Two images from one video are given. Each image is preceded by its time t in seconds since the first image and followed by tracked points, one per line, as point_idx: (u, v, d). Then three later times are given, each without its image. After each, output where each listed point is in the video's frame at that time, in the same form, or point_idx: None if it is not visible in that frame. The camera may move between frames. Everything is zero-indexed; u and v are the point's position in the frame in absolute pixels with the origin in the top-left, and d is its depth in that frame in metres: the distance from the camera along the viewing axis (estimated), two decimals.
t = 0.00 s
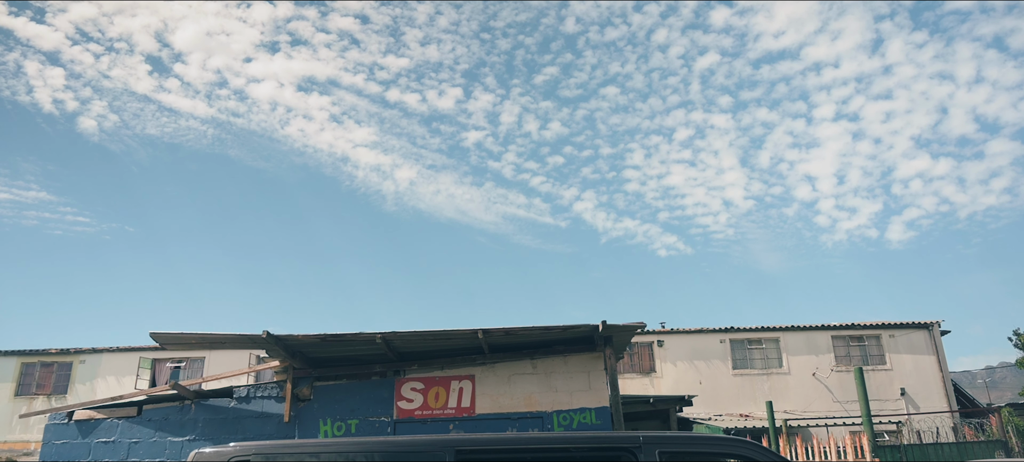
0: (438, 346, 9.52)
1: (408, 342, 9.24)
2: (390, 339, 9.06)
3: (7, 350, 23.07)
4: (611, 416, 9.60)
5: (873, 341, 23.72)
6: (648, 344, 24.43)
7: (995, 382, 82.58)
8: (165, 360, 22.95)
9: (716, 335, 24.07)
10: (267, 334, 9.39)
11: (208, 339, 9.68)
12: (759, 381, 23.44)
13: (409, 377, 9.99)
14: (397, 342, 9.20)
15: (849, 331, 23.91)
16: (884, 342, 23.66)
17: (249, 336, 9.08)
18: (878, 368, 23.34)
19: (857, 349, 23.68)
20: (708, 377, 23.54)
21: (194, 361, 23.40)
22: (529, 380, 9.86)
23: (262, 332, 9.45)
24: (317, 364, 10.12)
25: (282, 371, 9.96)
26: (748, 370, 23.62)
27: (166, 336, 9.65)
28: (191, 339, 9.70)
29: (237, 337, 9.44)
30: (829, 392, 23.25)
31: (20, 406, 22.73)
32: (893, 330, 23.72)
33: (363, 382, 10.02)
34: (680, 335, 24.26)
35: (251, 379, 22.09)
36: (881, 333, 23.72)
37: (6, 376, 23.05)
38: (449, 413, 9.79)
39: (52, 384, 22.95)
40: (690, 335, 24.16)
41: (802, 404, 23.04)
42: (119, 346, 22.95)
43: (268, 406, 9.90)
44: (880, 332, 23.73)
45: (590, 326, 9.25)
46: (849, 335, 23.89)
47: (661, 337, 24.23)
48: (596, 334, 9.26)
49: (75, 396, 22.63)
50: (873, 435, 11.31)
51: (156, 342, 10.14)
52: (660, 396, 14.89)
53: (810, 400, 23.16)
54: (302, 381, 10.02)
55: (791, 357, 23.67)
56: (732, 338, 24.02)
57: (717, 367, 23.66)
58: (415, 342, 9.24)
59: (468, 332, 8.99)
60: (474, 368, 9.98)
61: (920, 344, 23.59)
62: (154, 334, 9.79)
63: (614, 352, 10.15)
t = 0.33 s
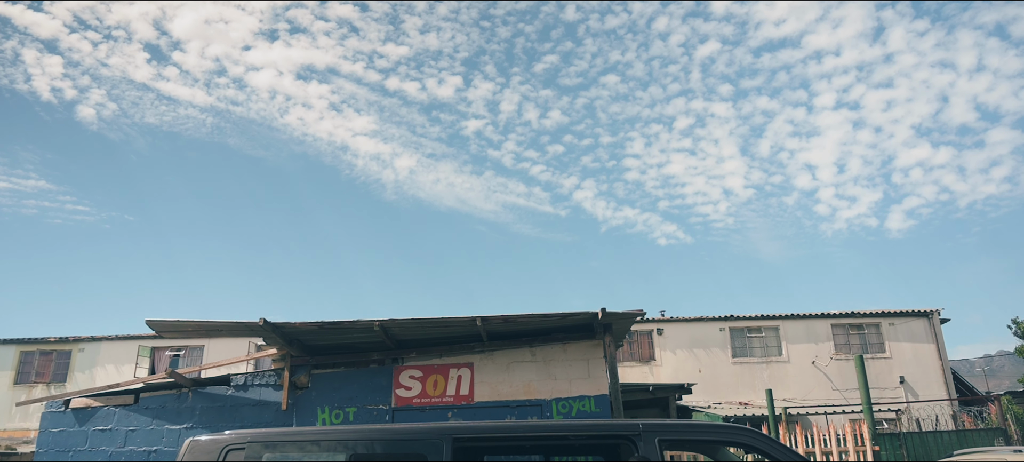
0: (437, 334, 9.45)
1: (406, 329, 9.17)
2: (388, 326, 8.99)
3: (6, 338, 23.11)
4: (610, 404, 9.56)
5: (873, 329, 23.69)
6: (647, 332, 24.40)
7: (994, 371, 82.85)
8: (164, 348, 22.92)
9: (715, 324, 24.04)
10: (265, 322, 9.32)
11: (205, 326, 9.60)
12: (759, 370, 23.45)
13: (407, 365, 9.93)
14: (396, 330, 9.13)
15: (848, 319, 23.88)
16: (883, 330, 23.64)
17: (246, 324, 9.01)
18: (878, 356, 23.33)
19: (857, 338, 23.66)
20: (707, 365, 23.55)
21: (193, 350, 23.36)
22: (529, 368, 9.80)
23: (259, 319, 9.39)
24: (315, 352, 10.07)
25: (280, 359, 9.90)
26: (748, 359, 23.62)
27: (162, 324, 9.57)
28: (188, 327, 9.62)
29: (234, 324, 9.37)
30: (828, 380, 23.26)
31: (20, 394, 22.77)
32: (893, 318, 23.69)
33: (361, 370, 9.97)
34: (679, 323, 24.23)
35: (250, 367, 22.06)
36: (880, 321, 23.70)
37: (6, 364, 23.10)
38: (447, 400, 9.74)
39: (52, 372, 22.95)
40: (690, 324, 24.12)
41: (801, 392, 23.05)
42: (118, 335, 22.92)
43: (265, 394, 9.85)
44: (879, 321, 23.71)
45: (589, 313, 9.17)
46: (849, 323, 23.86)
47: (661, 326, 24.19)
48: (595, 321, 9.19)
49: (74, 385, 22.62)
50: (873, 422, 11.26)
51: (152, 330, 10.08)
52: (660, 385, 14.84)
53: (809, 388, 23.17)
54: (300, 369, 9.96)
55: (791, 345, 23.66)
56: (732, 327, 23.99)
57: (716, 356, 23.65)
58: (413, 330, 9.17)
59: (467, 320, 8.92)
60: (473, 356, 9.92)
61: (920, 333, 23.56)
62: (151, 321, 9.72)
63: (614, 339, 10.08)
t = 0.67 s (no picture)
0: (436, 322, 9.38)
1: (405, 317, 9.10)
2: (387, 314, 8.92)
3: (6, 327, 23.14)
4: (610, 391, 9.52)
5: (873, 318, 23.66)
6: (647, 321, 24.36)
7: (993, 360, 83.04)
8: (164, 337, 22.89)
9: (716, 312, 23.99)
10: (262, 310, 9.25)
11: (202, 314, 9.54)
12: (759, 358, 23.44)
13: (406, 353, 9.88)
14: (394, 318, 9.06)
15: (848, 308, 23.84)
16: (884, 319, 23.61)
17: (243, 312, 8.94)
18: (878, 345, 23.33)
19: (857, 326, 23.63)
20: (707, 354, 23.53)
21: (193, 338, 23.33)
22: (528, 356, 9.75)
23: (257, 307, 9.32)
24: (313, 340, 10.01)
25: (278, 347, 9.85)
26: (748, 347, 23.61)
27: (159, 312, 9.50)
28: (185, 315, 9.55)
29: (231, 312, 9.30)
30: (828, 369, 23.26)
31: (20, 382, 22.79)
32: (893, 306, 23.66)
33: (360, 358, 9.92)
34: (679, 312, 24.18)
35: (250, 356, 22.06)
36: (880, 309, 23.66)
37: (6, 353, 23.15)
38: (446, 389, 9.70)
39: (52, 361, 22.96)
40: (690, 312, 24.07)
41: (801, 381, 23.06)
42: (118, 323, 22.89)
43: (264, 382, 9.81)
44: (879, 309, 23.68)
45: (589, 301, 9.09)
46: (849, 312, 23.83)
47: (661, 314, 24.14)
48: (595, 309, 9.11)
49: (74, 373, 22.63)
50: (874, 410, 11.22)
51: (150, 318, 10.02)
52: (660, 374, 14.79)
53: (809, 376, 23.18)
54: (298, 357, 9.91)
55: (791, 334, 23.63)
56: (732, 315, 23.96)
57: (716, 344, 23.62)
58: (412, 317, 9.10)
59: (466, 308, 8.86)
60: (472, 344, 9.87)
61: (920, 321, 23.53)
62: (148, 309, 9.65)
63: (614, 327, 10.01)
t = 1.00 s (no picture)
0: (435, 309, 9.31)
1: (404, 304, 9.03)
2: (386, 301, 8.84)
3: (5, 316, 23.16)
4: (610, 379, 9.48)
5: (873, 306, 23.63)
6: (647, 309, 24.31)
7: (991, 349, 83.21)
8: (163, 325, 22.86)
9: (715, 301, 23.95)
10: (260, 297, 9.17)
11: (200, 301, 9.47)
12: (758, 347, 23.43)
13: (405, 340, 9.82)
14: (393, 305, 8.99)
15: (848, 296, 23.80)
16: (883, 307, 23.58)
17: (241, 298, 8.86)
18: (877, 334, 23.32)
19: (857, 315, 23.59)
20: (707, 342, 23.52)
21: (192, 327, 23.30)
22: (528, 344, 9.70)
23: (255, 294, 9.24)
24: (311, 328, 9.94)
25: (276, 334, 9.79)
26: (747, 336, 23.59)
27: (156, 299, 9.43)
28: (182, 302, 9.48)
29: (229, 299, 9.22)
30: (828, 357, 23.26)
31: (20, 371, 22.84)
32: (893, 295, 23.62)
33: (358, 346, 9.86)
34: (679, 300, 24.13)
35: (249, 343, 22.07)
36: (880, 298, 23.62)
37: (5, 341, 23.21)
38: (445, 376, 9.65)
39: (51, 349, 22.97)
40: (690, 301, 24.03)
41: (801, 370, 23.07)
42: (117, 312, 22.86)
43: (262, 369, 9.77)
44: (879, 298, 23.64)
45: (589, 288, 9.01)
46: (849, 300, 23.78)
47: (661, 303, 24.09)
48: (595, 297, 9.04)
49: (74, 362, 22.64)
50: (874, 399, 11.17)
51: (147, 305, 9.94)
52: (659, 362, 14.74)
53: (809, 365, 23.18)
54: (296, 344, 9.85)
55: (791, 322, 23.61)
56: (732, 304, 23.92)
57: (716, 333, 23.61)
58: (410, 305, 9.03)
59: (465, 295, 8.79)
60: (471, 332, 9.81)
61: (920, 310, 23.49)
62: (146, 296, 9.59)
63: (614, 314, 9.95)
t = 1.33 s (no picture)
0: (434, 296, 9.24)
1: (403, 291, 8.95)
2: (384, 288, 8.77)
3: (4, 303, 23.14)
4: (610, 366, 9.43)
5: (873, 294, 23.60)
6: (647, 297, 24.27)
7: (989, 337, 83.45)
8: (163, 312, 22.81)
9: (715, 288, 23.90)
10: (258, 283, 9.09)
11: (197, 288, 9.39)
12: (758, 335, 23.43)
13: (403, 327, 9.77)
14: (392, 291, 8.92)
15: (848, 284, 23.77)
16: (883, 295, 23.56)
17: (238, 285, 8.78)
18: (877, 321, 23.31)
19: (857, 303, 23.57)
20: (706, 330, 23.50)
21: (192, 314, 23.25)
22: (528, 331, 9.64)
23: (252, 281, 9.16)
24: (310, 315, 9.88)
25: (274, 321, 9.73)
26: (747, 324, 23.57)
27: (153, 286, 9.35)
28: (179, 288, 9.40)
29: (226, 286, 9.14)
30: (828, 345, 23.26)
31: (19, 358, 22.87)
32: (894, 283, 23.58)
33: (357, 333, 9.80)
34: (679, 288, 24.07)
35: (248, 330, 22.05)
36: (880, 286, 23.60)
37: (5, 329, 23.23)
38: (444, 363, 9.60)
39: (51, 337, 22.97)
40: (690, 289, 23.98)
41: (800, 357, 23.08)
42: (116, 299, 22.80)
43: (260, 356, 9.72)
44: (879, 285, 23.61)
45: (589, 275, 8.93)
46: (849, 288, 23.75)
47: (661, 291, 24.03)
48: (595, 283, 8.96)
49: (74, 349, 22.65)
50: (875, 386, 11.13)
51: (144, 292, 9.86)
52: (659, 350, 14.71)
53: (808, 353, 23.19)
54: (295, 331, 9.79)
55: (791, 310, 23.59)
56: (732, 292, 23.87)
57: (716, 321, 23.58)
58: (409, 291, 8.95)
59: (464, 281, 8.72)
60: (470, 319, 9.75)
61: (920, 298, 23.45)
62: (143, 283, 9.50)
63: (615, 301, 9.88)
